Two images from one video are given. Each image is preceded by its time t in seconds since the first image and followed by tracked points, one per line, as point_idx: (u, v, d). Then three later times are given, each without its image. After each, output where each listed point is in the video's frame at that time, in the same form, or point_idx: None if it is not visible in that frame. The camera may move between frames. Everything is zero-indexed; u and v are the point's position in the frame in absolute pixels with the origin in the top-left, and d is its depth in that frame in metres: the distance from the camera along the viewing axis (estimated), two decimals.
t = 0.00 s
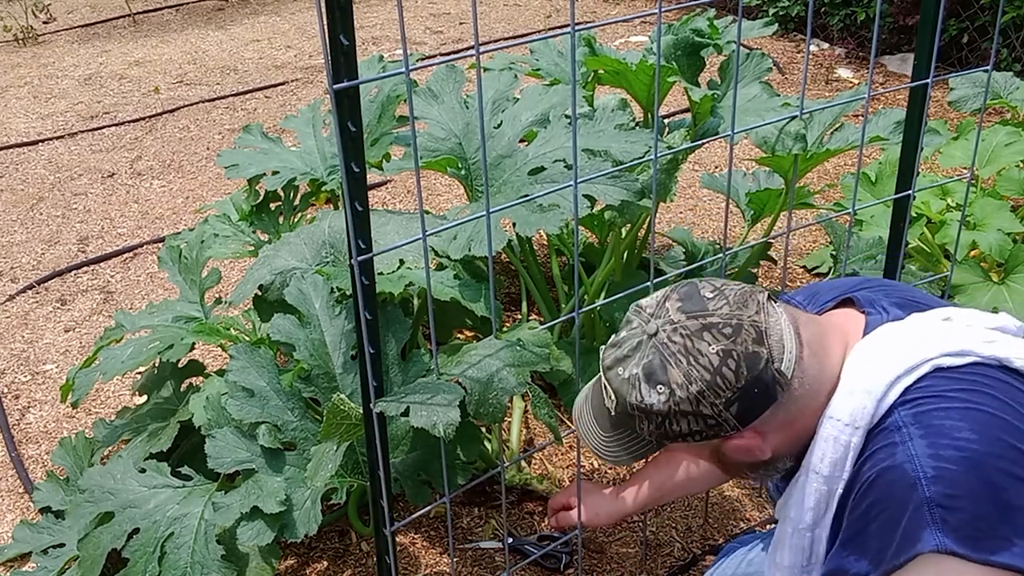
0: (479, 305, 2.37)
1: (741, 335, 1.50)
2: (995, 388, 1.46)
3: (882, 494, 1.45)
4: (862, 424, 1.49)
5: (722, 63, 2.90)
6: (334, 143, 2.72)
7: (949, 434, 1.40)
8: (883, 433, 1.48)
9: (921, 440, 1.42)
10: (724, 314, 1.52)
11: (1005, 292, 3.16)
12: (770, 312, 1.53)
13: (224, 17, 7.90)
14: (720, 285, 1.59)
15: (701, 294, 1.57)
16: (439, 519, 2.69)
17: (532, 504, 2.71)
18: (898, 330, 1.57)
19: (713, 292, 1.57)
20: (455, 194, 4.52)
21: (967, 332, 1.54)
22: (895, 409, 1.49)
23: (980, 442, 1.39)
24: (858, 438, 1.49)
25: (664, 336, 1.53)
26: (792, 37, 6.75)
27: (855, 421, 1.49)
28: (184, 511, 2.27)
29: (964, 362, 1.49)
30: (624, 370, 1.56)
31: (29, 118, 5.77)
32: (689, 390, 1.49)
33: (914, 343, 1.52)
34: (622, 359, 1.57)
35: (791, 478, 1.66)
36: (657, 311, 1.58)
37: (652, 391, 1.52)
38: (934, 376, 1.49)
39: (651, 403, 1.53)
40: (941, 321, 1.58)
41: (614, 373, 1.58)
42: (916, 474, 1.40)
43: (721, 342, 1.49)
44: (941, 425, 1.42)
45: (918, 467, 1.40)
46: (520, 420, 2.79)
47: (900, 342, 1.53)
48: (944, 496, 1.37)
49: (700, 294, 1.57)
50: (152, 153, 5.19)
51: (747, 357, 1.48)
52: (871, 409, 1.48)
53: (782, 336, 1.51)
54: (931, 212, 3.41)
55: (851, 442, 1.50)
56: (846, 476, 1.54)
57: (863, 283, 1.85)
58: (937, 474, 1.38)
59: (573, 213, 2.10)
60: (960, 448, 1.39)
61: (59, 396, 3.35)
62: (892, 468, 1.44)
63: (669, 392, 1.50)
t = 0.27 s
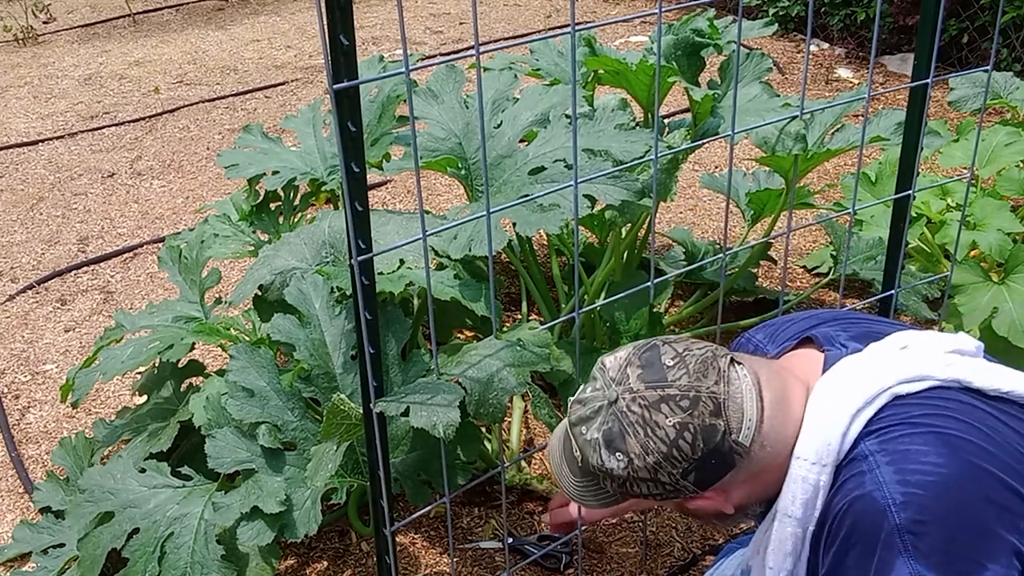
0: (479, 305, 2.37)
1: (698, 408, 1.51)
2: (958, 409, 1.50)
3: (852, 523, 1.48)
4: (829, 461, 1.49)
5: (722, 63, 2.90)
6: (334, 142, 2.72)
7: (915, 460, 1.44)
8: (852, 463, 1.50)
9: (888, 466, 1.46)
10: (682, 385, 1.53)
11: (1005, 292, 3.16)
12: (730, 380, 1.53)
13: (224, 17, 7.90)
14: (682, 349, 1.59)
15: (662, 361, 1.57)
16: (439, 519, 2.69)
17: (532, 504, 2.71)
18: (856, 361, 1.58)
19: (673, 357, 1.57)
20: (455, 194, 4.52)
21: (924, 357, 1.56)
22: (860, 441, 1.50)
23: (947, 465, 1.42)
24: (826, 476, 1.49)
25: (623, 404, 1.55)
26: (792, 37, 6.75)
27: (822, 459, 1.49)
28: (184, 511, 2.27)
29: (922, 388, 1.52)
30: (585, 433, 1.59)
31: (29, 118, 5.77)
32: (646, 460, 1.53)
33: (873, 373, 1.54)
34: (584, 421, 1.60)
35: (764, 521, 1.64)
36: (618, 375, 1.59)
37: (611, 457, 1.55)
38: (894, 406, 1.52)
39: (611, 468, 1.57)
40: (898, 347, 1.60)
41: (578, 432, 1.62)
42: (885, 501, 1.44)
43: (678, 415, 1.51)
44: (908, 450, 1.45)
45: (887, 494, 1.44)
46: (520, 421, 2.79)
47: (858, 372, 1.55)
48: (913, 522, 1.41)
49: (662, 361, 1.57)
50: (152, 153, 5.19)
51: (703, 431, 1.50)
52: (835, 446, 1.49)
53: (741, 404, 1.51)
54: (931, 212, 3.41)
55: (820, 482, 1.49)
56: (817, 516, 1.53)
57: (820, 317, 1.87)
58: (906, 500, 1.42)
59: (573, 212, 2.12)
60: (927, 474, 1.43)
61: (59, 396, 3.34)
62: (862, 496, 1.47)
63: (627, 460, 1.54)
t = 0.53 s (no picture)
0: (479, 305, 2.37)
1: (667, 461, 1.47)
2: (923, 433, 1.48)
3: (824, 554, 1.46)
4: (796, 497, 1.45)
5: (722, 63, 2.90)
6: (334, 142, 2.72)
7: (883, 486, 1.42)
8: (820, 495, 1.47)
9: (855, 494, 1.44)
10: (651, 439, 1.49)
11: (1005, 292, 3.16)
12: (701, 430, 1.48)
13: (224, 17, 7.90)
14: (652, 398, 1.54)
15: (631, 412, 1.53)
16: (439, 519, 2.69)
17: (532, 504, 2.71)
18: (820, 390, 1.54)
19: (644, 409, 1.52)
20: (455, 194, 4.52)
21: (889, 383, 1.54)
22: (828, 472, 1.48)
23: (914, 490, 1.41)
24: (795, 512, 1.46)
25: (594, 457, 1.52)
26: (792, 37, 6.76)
27: (790, 496, 1.45)
28: (184, 511, 2.27)
29: (885, 416, 1.50)
30: (560, 483, 1.57)
31: (29, 118, 5.77)
32: (618, 512, 1.50)
33: (837, 402, 1.51)
34: (558, 470, 1.58)
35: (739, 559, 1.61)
36: (589, 427, 1.55)
37: (585, 509, 1.53)
38: (859, 436, 1.49)
39: (586, 518, 1.54)
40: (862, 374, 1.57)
41: (553, 480, 1.60)
42: (854, 530, 1.42)
43: (647, 469, 1.47)
44: (875, 478, 1.43)
45: (856, 523, 1.42)
46: (520, 420, 2.79)
47: (822, 402, 1.51)
48: (883, 550, 1.40)
49: (631, 413, 1.53)
50: (152, 153, 5.19)
51: (672, 484, 1.46)
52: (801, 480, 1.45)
53: (711, 454, 1.46)
54: (931, 212, 3.40)
55: (789, 517, 1.46)
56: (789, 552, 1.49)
57: (788, 342, 1.83)
58: (876, 527, 1.40)
59: (574, 212, 2.17)
60: (894, 501, 1.41)
61: (59, 396, 3.34)
62: (832, 526, 1.45)
63: (600, 512, 1.52)
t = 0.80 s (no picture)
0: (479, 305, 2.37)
1: (643, 473, 1.46)
2: (893, 438, 1.48)
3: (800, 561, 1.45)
4: (772, 504, 1.45)
5: (722, 63, 2.90)
6: (334, 142, 2.72)
7: (854, 491, 1.42)
8: (794, 502, 1.47)
9: (827, 501, 1.44)
10: (627, 451, 1.48)
11: (1005, 292, 3.16)
12: (678, 442, 1.47)
13: (224, 17, 7.90)
14: (630, 411, 1.53)
15: (608, 425, 1.53)
16: (439, 519, 2.68)
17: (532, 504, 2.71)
18: (794, 398, 1.54)
19: (621, 421, 1.52)
20: (455, 194, 4.51)
21: (863, 389, 1.54)
22: (801, 478, 1.48)
23: (885, 494, 1.41)
24: (771, 520, 1.45)
25: (571, 468, 1.52)
26: (792, 37, 6.76)
27: (766, 503, 1.45)
28: (184, 511, 2.27)
29: (859, 422, 1.51)
30: (538, 494, 1.57)
31: (30, 118, 5.77)
32: (595, 524, 1.50)
33: (810, 409, 1.51)
34: (537, 481, 1.58)
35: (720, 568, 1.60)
36: (566, 438, 1.55)
37: (562, 519, 1.53)
38: (832, 442, 1.49)
39: (564, 529, 1.54)
40: (837, 381, 1.57)
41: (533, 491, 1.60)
42: (827, 535, 1.42)
43: (623, 481, 1.47)
44: (846, 483, 1.43)
45: (829, 528, 1.42)
46: (520, 421, 2.78)
47: (796, 409, 1.52)
48: (856, 555, 1.39)
49: (608, 425, 1.52)
50: (152, 153, 5.19)
51: (648, 496, 1.45)
52: (777, 487, 1.45)
53: (687, 465, 1.45)
54: (931, 212, 3.41)
55: (765, 525, 1.45)
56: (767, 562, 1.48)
57: (764, 352, 1.83)
58: (848, 532, 1.40)
59: (574, 211, 2.17)
60: (865, 505, 1.41)
61: (59, 396, 3.34)
62: (805, 532, 1.44)
63: (577, 523, 1.52)
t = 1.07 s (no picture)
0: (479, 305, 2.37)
1: (626, 477, 1.47)
2: (879, 443, 1.48)
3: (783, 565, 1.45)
4: (756, 510, 1.45)
5: (722, 63, 2.90)
6: (334, 142, 2.72)
7: (836, 498, 1.42)
8: (778, 508, 1.47)
9: (810, 507, 1.44)
10: (612, 455, 1.49)
11: (1005, 292, 3.16)
12: (662, 446, 1.48)
13: (224, 17, 7.90)
14: (616, 414, 1.54)
15: (593, 428, 1.54)
16: (439, 519, 2.68)
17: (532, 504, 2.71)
18: (780, 402, 1.54)
19: (606, 425, 1.53)
20: (455, 194, 4.51)
21: (849, 394, 1.53)
22: (784, 484, 1.47)
23: (867, 501, 1.41)
24: (754, 524, 1.46)
25: (556, 470, 1.53)
26: (792, 37, 6.76)
27: (750, 508, 1.45)
28: (184, 511, 2.27)
29: (844, 427, 1.50)
30: (525, 494, 1.59)
31: (30, 119, 5.77)
32: (580, 525, 1.51)
33: (795, 414, 1.51)
34: (524, 481, 1.59)
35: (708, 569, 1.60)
36: (552, 440, 1.56)
37: (548, 520, 1.55)
38: (816, 448, 1.49)
39: (550, 530, 1.56)
40: (825, 386, 1.56)
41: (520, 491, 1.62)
42: (808, 542, 1.42)
43: (607, 484, 1.48)
44: (828, 489, 1.43)
45: (810, 535, 1.42)
46: (520, 421, 2.77)
47: (781, 414, 1.51)
48: (836, 562, 1.40)
49: (594, 429, 1.54)
50: (152, 153, 5.19)
51: (631, 500, 1.46)
52: (760, 493, 1.45)
53: (672, 469, 1.46)
54: (931, 212, 3.41)
55: (749, 530, 1.45)
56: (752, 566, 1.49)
57: (756, 354, 1.82)
58: (829, 540, 1.40)
59: (574, 211, 2.17)
60: (846, 512, 1.41)
61: (59, 396, 3.34)
62: (788, 539, 1.44)
63: (563, 524, 1.53)
